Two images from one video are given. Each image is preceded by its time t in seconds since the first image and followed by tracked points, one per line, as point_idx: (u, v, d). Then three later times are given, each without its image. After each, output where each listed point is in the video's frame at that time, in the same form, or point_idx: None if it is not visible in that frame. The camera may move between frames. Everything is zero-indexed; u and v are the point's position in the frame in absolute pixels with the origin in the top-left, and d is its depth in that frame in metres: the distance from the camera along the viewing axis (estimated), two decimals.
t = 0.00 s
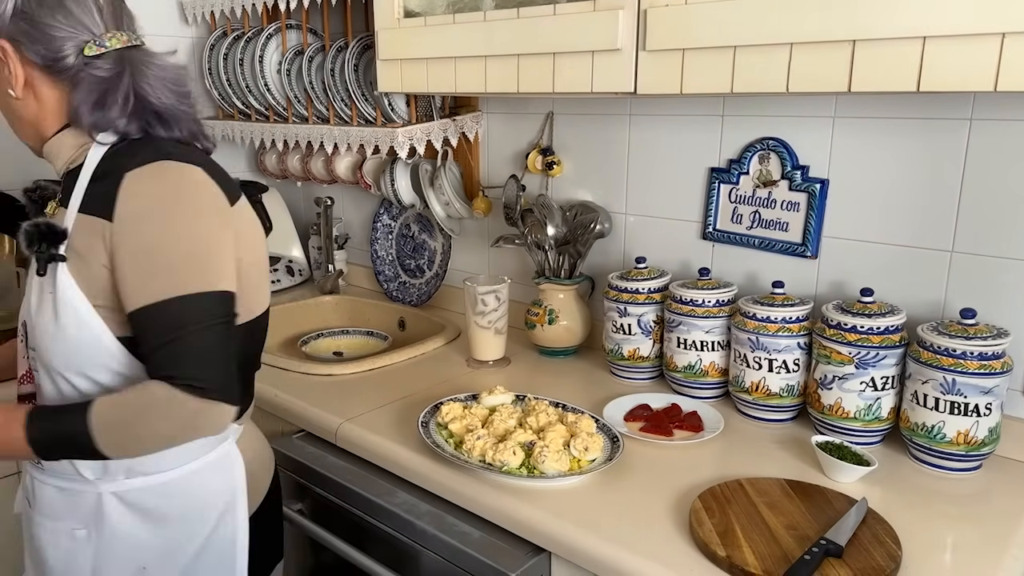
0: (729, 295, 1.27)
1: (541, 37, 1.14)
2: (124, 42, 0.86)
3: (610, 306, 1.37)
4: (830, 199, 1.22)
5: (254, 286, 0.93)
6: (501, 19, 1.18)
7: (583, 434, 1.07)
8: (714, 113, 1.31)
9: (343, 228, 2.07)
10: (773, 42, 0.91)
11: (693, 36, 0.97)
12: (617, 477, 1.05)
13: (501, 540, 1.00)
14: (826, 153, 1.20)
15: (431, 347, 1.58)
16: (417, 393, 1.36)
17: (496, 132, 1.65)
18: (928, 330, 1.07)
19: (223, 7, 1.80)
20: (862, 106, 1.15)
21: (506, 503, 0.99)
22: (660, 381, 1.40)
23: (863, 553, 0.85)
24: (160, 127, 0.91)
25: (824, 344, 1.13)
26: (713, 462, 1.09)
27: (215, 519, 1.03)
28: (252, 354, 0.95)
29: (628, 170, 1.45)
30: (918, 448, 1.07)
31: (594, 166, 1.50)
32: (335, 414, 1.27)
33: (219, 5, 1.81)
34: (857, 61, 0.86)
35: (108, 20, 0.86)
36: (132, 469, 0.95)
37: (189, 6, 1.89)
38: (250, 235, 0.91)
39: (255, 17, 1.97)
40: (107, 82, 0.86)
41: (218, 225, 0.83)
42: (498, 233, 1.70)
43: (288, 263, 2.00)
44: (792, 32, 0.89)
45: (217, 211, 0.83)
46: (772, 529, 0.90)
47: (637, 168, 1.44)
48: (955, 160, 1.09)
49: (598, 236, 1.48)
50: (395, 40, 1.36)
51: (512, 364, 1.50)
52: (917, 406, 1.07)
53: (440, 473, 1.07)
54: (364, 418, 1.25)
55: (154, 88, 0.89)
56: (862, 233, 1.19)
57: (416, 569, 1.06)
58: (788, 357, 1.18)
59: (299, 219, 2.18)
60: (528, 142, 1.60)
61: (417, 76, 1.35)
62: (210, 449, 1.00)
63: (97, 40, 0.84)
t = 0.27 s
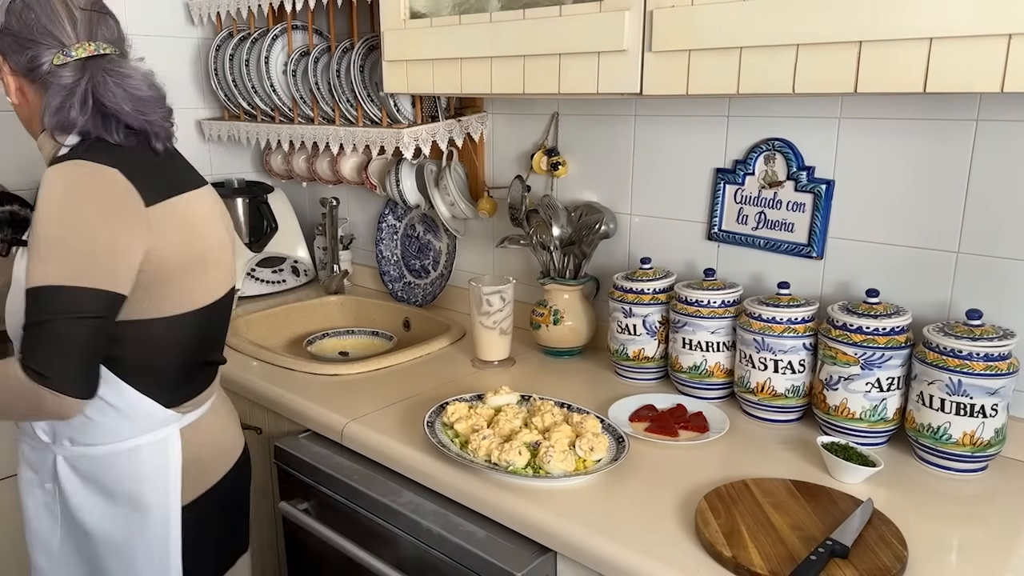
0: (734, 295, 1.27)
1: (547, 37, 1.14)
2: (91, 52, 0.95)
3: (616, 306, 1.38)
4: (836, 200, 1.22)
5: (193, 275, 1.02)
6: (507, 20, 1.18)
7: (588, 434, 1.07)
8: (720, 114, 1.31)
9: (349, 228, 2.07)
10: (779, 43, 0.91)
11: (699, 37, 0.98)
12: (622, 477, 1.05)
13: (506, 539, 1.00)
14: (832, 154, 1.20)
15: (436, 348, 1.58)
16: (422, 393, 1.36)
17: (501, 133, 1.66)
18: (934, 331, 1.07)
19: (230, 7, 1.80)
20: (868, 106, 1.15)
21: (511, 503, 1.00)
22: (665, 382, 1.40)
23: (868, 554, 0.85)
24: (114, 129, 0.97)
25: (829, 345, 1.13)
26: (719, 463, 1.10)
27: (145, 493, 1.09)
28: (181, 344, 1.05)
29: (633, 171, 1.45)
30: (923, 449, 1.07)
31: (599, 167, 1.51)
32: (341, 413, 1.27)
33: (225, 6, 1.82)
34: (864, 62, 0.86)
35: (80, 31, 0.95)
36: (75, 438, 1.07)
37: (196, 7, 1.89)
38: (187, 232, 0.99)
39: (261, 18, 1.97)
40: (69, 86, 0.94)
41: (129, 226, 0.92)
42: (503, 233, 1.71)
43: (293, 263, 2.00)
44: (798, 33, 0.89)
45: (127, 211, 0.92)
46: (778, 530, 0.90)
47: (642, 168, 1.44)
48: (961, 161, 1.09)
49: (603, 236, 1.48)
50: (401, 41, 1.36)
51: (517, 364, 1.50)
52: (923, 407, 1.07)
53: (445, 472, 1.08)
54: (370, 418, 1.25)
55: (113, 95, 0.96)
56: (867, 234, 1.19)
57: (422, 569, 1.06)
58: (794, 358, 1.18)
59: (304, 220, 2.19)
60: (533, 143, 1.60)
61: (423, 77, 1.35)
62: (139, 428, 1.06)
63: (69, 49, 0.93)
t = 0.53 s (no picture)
0: (742, 295, 1.27)
1: (556, 37, 1.14)
2: (74, 56, 1.06)
3: (623, 306, 1.38)
4: (844, 200, 1.22)
5: (152, 248, 1.09)
6: (516, 20, 1.18)
7: (596, 433, 1.07)
8: (727, 114, 1.31)
9: (356, 228, 2.08)
10: (788, 43, 0.91)
11: (709, 37, 0.98)
12: (630, 476, 1.06)
13: (515, 538, 1.00)
14: (840, 154, 1.20)
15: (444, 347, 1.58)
16: (430, 392, 1.36)
17: (509, 132, 1.66)
18: (943, 331, 1.07)
19: (238, 8, 1.81)
20: (876, 106, 1.15)
21: (520, 501, 1.00)
22: (672, 381, 1.40)
23: (877, 554, 0.85)
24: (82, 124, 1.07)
25: (838, 344, 1.13)
26: (727, 462, 1.10)
27: (96, 460, 1.15)
28: (145, 314, 1.10)
29: (641, 170, 1.45)
30: (932, 449, 1.07)
31: (607, 167, 1.51)
32: (348, 412, 1.28)
33: (233, 6, 1.82)
34: (874, 62, 0.86)
35: (68, 37, 1.05)
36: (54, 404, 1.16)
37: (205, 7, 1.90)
38: (137, 208, 1.07)
39: (270, 18, 1.98)
40: (51, 84, 1.05)
41: (73, 204, 1.01)
42: (510, 233, 1.71)
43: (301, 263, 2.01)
44: (807, 33, 0.89)
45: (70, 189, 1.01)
46: (786, 529, 0.90)
47: (649, 168, 1.44)
48: (969, 160, 1.09)
49: (610, 236, 1.48)
50: (410, 41, 1.36)
51: (524, 363, 1.50)
52: (931, 407, 1.06)
53: (453, 471, 1.08)
54: (378, 417, 1.26)
55: (87, 95, 1.06)
56: (875, 234, 1.19)
57: (430, 567, 1.07)
58: (802, 358, 1.18)
59: (311, 220, 2.19)
60: (540, 143, 1.61)
61: (431, 77, 1.35)
62: (98, 399, 1.12)
63: (57, 52, 1.05)
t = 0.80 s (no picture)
0: (751, 295, 1.27)
1: (566, 37, 1.14)
2: (81, 66, 1.16)
3: (631, 306, 1.38)
4: (853, 200, 1.21)
5: (116, 237, 1.15)
6: (525, 20, 1.19)
7: (605, 433, 1.08)
8: (736, 114, 1.31)
9: (364, 228, 2.08)
10: (798, 43, 0.91)
11: (720, 37, 0.98)
12: (638, 476, 1.06)
13: (523, 537, 1.00)
14: (850, 154, 1.20)
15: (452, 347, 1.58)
16: (438, 391, 1.37)
17: (517, 133, 1.66)
18: (953, 331, 1.06)
19: (249, 8, 1.82)
20: (886, 106, 1.15)
21: (529, 501, 1.00)
22: (680, 382, 1.40)
23: (887, 555, 0.85)
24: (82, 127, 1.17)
25: (847, 345, 1.12)
26: (736, 463, 1.09)
27: (58, 445, 1.20)
28: (109, 297, 1.15)
29: (649, 171, 1.45)
30: (942, 450, 1.07)
31: (615, 167, 1.51)
32: (358, 411, 1.28)
33: (243, 6, 1.83)
34: (885, 61, 0.86)
35: (79, 48, 1.16)
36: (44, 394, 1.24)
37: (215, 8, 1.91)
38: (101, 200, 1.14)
39: (279, 19, 1.98)
40: (60, 90, 1.16)
41: (37, 198, 1.10)
42: (519, 233, 1.71)
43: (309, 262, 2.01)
44: (818, 33, 0.89)
45: (33, 184, 1.10)
46: (796, 530, 0.90)
47: (657, 168, 1.44)
48: (980, 160, 1.08)
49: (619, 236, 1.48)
50: (419, 41, 1.37)
51: (532, 363, 1.51)
52: (941, 407, 1.06)
53: (462, 470, 1.08)
54: (386, 416, 1.26)
55: (89, 101, 1.16)
56: (885, 234, 1.19)
57: (438, 566, 1.07)
58: (811, 359, 1.17)
59: (320, 220, 2.20)
60: (549, 142, 1.61)
61: (440, 77, 1.36)
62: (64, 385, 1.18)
63: (67, 61, 1.16)
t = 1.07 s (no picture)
0: (757, 296, 1.27)
1: (572, 38, 1.14)
2: (106, 71, 1.19)
3: (636, 306, 1.38)
4: (860, 201, 1.21)
5: (109, 229, 1.16)
6: (531, 21, 1.19)
7: (610, 433, 1.08)
8: (742, 115, 1.31)
9: (370, 228, 2.09)
10: (803, 44, 0.91)
11: (725, 37, 0.98)
12: (643, 476, 1.06)
13: (527, 537, 1.01)
14: (856, 154, 1.20)
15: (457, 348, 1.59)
16: (444, 391, 1.37)
17: (523, 133, 1.66)
18: (959, 333, 1.06)
19: (256, 9, 1.83)
20: (893, 107, 1.15)
21: (533, 501, 1.00)
22: (685, 382, 1.40)
23: (892, 557, 0.85)
24: (105, 129, 1.19)
25: (853, 346, 1.12)
26: (741, 464, 1.09)
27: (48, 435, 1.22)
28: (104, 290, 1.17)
29: (656, 172, 1.45)
30: (948, 452, 1.06)
31: (621, 167, 1.51)
32: (363, 410, 1.29)
33: (251, 7, 1.84)
34: (891, 62, 0.86)
35: (102, 55, 1.19)
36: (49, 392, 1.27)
37: (223, 9, 1.92)
38: (97, 194, 1.16)
39: (287, 20, 1.99)
40: (84, 93, 1.18)
41: (35, 192, 1.13)
42: (524, 233, 1.71)
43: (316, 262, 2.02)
44: (824, 33, 0.89)
45: (32, 178, 1.13)
46: (800, 531, 0.90)
47: (663, 169, 1.44)
48: (988, 161, 1.08)
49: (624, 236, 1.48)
50: (425, 42, 1.37)
51: (538, 363, 1.51)
52: (947, 409, 1.06)
53: (467, 470, 1.09)
54: (391, 415, 1.27)
55: (113, 105, 1.19)
56: (892, 235, 1.19)
57: (442, 565, 1.07)
58: (817, 359, 1.17)
59: (326, 220, 2.21)
60: (555, 143, 1.61)
61: (446, 78, 1.36)
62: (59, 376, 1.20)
63: (93, 65, 1.18)
